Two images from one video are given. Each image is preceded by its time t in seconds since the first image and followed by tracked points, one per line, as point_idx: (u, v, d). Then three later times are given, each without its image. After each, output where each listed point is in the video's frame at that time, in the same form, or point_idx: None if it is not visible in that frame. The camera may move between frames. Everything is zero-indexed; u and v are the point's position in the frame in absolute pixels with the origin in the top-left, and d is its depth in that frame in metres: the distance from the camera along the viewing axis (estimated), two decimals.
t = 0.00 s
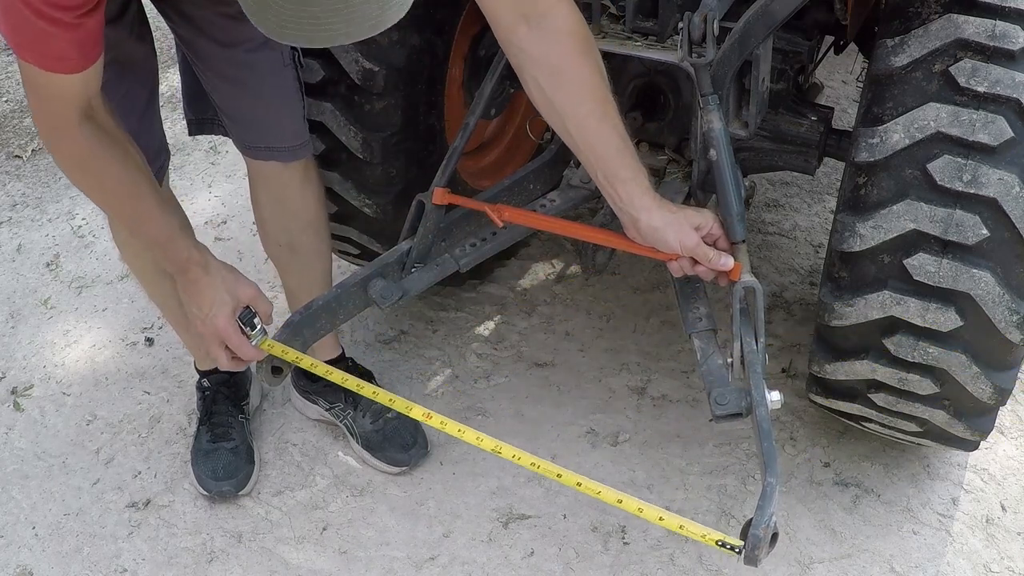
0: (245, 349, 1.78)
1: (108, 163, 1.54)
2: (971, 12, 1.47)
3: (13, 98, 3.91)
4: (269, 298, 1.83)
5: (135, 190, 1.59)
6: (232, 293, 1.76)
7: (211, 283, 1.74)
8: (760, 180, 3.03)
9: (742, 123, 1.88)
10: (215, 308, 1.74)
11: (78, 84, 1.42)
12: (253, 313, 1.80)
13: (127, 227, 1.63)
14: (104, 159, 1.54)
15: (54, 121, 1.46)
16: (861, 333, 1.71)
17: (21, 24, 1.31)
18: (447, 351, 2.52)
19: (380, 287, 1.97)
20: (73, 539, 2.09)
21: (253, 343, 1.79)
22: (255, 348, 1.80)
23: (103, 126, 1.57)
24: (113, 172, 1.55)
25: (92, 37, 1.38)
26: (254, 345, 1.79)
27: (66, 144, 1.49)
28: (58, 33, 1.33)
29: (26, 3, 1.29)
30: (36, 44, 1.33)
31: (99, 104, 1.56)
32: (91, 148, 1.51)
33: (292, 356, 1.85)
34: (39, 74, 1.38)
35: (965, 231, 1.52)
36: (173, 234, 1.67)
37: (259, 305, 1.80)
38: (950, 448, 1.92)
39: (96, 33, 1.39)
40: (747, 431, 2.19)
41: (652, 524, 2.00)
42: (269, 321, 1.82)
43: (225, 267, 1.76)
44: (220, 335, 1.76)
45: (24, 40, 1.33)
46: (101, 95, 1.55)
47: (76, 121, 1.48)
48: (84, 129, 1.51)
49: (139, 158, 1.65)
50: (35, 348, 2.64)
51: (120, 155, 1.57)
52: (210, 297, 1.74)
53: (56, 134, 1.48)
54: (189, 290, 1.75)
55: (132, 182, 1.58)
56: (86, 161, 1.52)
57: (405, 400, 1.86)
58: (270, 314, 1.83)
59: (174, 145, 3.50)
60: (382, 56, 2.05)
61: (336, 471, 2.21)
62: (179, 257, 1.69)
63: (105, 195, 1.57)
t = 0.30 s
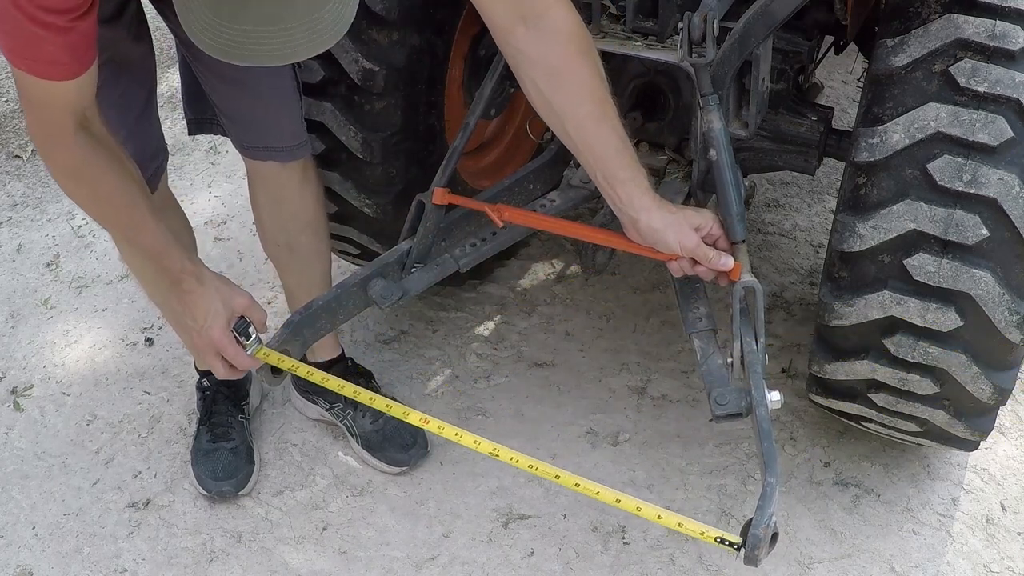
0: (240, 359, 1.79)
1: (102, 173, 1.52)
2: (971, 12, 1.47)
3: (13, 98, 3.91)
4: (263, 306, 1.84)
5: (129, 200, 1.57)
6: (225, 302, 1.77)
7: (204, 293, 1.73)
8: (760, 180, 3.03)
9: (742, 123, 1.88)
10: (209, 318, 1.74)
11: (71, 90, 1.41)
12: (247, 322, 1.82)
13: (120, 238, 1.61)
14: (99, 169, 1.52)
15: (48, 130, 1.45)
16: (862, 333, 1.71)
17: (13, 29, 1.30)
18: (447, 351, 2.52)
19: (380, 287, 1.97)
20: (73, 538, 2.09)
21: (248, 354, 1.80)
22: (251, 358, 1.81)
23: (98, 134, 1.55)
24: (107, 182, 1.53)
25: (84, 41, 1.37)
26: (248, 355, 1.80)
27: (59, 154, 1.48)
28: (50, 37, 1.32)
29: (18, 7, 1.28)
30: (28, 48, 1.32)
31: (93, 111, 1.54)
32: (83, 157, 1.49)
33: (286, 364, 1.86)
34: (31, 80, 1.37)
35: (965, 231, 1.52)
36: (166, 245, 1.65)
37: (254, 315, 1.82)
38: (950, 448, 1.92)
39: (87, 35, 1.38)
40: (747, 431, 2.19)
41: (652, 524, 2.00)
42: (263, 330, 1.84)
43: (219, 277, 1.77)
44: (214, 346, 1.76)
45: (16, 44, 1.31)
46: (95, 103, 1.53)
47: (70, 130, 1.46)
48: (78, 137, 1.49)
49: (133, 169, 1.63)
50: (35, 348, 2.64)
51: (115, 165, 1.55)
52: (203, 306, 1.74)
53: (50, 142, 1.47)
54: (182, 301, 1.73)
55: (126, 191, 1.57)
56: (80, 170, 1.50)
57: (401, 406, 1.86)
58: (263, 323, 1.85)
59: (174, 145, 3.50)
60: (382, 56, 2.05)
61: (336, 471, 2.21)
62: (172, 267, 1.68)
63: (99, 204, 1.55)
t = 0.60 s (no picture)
0: (256, 304, 1.76)
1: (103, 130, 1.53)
2: (971, 12, 1.47)
3: (13, 98, 3.92)
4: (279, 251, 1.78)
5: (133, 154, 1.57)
6: (239, 249, 1.72)
7: (217, 241, 1.69)
8: (760, 180, 3.03)
9: (742, 123, 1.88)
10: (224, 265, 1.71)
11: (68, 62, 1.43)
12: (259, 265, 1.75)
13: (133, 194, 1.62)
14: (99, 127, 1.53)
15: (44, 95, 1.46)
16: (862, 333, 1.71)
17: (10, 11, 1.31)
18: (447, 351, 2.52)
19: (380, 287, 1.97)
20: (73, 539, 2.09)
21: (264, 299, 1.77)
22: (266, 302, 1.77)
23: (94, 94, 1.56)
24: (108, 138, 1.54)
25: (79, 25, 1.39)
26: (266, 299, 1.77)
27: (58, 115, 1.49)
28: (47, 21, 1.34)
29: None
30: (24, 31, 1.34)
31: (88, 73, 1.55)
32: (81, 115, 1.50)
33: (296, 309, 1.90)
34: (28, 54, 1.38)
35: (965, 231, 1.52)
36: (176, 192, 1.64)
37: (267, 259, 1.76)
38: (950, 448, 1.92)
39: (85, 20, 1.39)
40: (747, 431, 2.19)
41: (652, 524, 2.00)
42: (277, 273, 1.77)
43: (232, 222, 1.72)
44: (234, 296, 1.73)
45: (12, 21, 1.32)
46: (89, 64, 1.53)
47: (65, 93, 1.47)
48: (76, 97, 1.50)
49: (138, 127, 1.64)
50: (35, 348, 2.64)
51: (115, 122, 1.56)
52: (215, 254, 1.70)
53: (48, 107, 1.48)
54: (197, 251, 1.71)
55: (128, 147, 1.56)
56: (81, 130, 1.51)
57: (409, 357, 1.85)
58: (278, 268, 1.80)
59: (174, 145, 3.50)
60: (382, 56, 2.05)
61: (336, 471, 2.21)
62: (181, 214, 1.65)
63: (105, 161, 1.55)
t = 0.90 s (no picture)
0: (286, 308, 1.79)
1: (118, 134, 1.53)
2: (971, 12, 1.47)
3: (13, 98, 3.92)
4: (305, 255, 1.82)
5: (155, 159, 1.57)
6: (270, 253, 1.74)
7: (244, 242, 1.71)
8: (760, 180, 3.03)
9: (742, 123, 1.88)
10: (254, 271, 1.72)
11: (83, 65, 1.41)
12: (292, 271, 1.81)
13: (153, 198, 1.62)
14: (116, 132, 1.52)
15: (60, 97, 1.45)
16: (862, 333, 1.71)
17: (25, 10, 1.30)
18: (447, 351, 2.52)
19: (380, 286, 1.97)
20: (73, 539, 2.09)
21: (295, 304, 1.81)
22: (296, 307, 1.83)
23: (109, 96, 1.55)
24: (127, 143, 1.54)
25: (95, 24, 1.37)
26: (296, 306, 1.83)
27: (76, 122, 1.49)
28: (58, 19, 1.32)
29: None
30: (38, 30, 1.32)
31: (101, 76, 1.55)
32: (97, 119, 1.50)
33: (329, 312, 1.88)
34: (41, 61, 1.37)
35: (965, 231, 1.52)
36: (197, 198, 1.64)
37: (298, 264, 1.80)
38: (950, 448, 1.92)
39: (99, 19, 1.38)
40: (747, 431, 2.19)
41: (652, 524, 2.00)
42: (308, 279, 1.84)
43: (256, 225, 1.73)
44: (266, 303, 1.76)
45: (26, 21, 1.31)
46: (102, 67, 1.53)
47: (81, 98, 1.46)
48: (92, 102, 1.49)
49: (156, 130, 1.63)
50: (35, 348, 2.64)
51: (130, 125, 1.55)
52: (244, 260, 1.72)
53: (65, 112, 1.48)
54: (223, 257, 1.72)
55: (147, 151, 1.56)
56: (99, 135, 1.51)
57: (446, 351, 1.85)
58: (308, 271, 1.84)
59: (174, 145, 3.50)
60: (382, 56, 2.05)
61: (336, 471, 2.21)
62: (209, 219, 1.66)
63: (124, 167, 1.56)
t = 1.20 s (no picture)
0: (262, 309, 1.74)
1: (100, 135, 1.53)
2: (971, 12, 1.47)
3: (13, 98, 3.92)
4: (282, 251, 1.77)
5: (136, 160, 1.57)
6: (246, 255, 1.70)
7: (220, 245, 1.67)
8: (760, 180, 3.03)
9: (742, 123, 1.88)
10: (228, 272, 1.68)
11: (69, 65, 1.42)
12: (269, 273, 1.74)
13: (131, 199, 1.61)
14: (100, 133, 1.53)
15: (42, 97, 1.46)
16: (862, 333, 1.71)
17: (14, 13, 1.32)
18: (447, 351, 2.52)
19: (379, 286, 1.97)
20: (73, 539, 2.09)
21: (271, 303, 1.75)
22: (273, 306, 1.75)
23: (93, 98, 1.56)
24: (109, 145, 1.54)
25: (81, 27, 1.38)
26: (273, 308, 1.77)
27: (59, 123, 1.49)
28: (46, 20, 1.33)
29: None
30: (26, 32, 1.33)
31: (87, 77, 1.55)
32: (78, 120, 1.50)
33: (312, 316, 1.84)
34: (28, 61, 1.38)
35: (965, 231, 1.51)
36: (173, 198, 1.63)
37: (272, 263, 1.74)
38: (950, 448, 1.92)
39: (86, 22, 1.39)
40: (747, 431, 2.19)
41: (652, 524, 2.00)
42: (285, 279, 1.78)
43: (233, 227, 1.71)
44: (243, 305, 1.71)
45: (15, 23, 1.32)
46: (87, 68, 1.53)
47: (64, 99, 1.47)
48: (75, 103, 1.50)
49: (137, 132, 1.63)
50: (35, 348, 2.64)
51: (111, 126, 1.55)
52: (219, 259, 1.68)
53: (48, 112, 1.48)
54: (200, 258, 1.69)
55: (129, 153, 1.56)
56: (83, 137, 1.51)
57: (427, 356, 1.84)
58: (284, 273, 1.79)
59: (174, 145, 3.50)
60: (382, 56, 2.05)
61: (336, 471, 2.21)
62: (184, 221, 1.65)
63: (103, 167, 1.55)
